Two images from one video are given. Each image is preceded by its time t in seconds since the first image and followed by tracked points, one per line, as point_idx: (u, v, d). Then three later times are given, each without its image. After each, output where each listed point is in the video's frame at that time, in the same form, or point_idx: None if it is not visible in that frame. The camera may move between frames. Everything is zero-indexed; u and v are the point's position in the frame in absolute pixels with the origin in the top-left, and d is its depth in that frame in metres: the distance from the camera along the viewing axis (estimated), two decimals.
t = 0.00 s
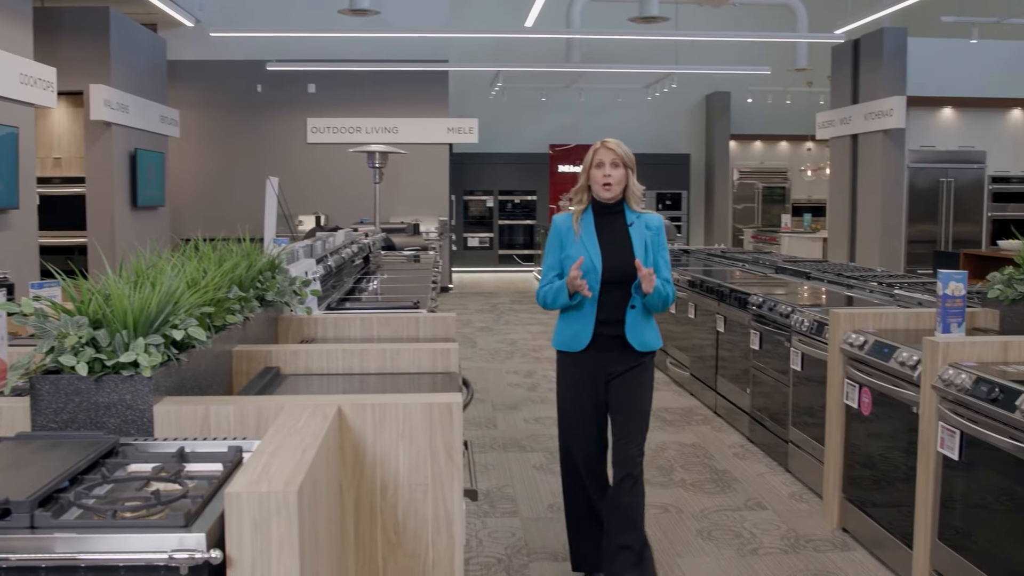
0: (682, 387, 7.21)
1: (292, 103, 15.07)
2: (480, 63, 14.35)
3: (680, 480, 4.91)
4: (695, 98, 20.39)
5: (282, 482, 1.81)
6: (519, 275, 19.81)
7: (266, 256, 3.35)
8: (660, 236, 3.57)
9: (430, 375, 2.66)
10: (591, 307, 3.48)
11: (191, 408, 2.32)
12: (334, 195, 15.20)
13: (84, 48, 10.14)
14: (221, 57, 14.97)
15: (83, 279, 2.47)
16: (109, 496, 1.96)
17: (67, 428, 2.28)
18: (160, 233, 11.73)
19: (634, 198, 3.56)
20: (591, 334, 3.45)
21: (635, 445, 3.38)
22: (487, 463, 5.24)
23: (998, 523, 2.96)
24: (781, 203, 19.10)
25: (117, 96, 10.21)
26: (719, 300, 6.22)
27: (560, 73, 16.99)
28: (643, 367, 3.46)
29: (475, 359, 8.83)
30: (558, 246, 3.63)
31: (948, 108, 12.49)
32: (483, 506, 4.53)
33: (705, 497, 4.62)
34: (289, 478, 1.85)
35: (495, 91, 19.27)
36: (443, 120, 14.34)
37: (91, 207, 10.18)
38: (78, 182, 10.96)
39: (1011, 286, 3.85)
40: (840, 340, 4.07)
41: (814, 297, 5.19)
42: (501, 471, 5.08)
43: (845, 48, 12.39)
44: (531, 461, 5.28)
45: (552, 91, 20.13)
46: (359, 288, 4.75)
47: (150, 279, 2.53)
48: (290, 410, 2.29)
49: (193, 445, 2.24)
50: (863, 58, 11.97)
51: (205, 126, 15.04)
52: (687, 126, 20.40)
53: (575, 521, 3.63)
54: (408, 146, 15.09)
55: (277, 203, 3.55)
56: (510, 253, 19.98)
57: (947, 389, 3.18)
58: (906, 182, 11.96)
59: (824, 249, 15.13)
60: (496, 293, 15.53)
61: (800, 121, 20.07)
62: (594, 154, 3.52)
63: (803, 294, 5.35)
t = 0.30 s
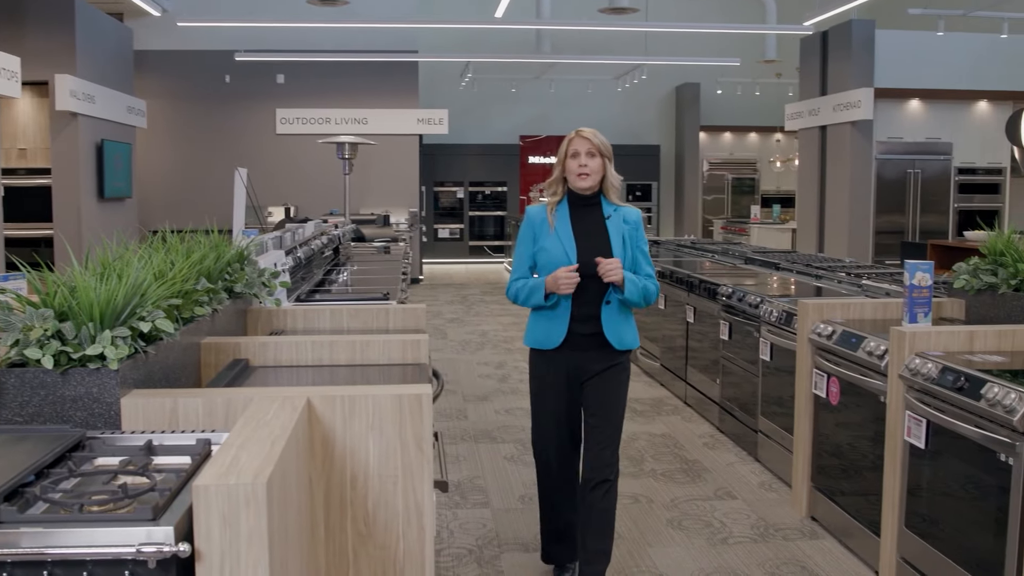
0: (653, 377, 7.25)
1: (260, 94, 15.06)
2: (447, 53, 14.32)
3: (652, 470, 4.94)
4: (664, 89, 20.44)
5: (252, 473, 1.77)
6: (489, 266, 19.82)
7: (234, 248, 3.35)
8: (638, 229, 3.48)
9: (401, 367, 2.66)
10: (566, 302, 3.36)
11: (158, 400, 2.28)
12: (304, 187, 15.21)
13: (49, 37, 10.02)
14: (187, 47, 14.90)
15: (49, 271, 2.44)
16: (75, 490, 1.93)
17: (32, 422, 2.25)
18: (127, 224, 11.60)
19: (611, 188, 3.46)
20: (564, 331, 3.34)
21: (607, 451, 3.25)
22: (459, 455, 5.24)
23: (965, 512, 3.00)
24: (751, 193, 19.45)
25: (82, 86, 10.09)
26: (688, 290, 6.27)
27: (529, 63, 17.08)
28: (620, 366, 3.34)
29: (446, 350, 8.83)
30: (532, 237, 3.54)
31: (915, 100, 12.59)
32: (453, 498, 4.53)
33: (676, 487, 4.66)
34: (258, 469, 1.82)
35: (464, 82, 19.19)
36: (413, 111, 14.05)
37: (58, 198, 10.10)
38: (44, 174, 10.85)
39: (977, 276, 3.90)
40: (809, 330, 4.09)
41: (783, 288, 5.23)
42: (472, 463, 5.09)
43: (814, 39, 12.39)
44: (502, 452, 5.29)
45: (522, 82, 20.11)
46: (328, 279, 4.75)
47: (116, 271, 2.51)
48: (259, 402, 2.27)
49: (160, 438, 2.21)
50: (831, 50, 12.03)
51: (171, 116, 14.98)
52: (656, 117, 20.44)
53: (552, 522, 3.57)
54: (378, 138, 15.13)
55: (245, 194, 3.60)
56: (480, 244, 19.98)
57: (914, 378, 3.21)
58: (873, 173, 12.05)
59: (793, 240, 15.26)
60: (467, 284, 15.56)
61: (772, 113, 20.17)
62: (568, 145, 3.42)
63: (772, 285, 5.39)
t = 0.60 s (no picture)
0: (633, 372, 7.28)
1: (238, 89, 15.00)
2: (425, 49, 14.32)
3: (632, 465, 4.95)
4: (644, 85, 20.47)
5: (230, 470, 1.74)
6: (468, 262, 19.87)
7: (212, 244, 3.34)
8: (628, 228, 3.26)
9: (380, 364, 2.66)
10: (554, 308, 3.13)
11: (137, 397, 2.26)
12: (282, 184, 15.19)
13: (25, 33, 9.94)
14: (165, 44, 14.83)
15: (25, 267, 2.42)
16: (51, 488, 1.89)
17: (8, 419, 2.22)
18: (105, 220, 11.54)
19: (600, 184, 3.27)
20: (550, 332, 3.13)
21: (598, 453, 3.17)
22: (439, 450, 5.25)
23: (944, 505, 3.02)
24: (730, 189, 19.51)
25: (60, 81, 10.02)
26: (667, 285, 6.30)
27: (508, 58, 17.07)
28: (611, 367, 3.16)
29: (426, 346, 8.83)
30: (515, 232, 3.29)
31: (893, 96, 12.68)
32: (434, 493, 4.53)
33: (656, 481, 4.67)
34: (237, 466, 1.79)
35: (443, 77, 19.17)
36: (394, 107, 14.56)
37: (35, 194, 10.04)
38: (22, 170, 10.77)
39: (954, 271, 3.93)
40: (787, 325, 4.12)
41: (762, 283, 5.25)
42: (452, 458, 5.09)
43: (792, 36, 12.43)
44: (482, 448, 5.30)
45: (501, 77, 20.10)
46: (308, 275, 4.76)
47: (94, 268, 2.49)
48: (238, 398, 2.24)
49: (138, 435, 2.18)
50: (810, 47, 12.01)
51: (149, 112, 14.92)
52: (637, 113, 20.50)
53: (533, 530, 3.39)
54: (359, 134, 15.12)
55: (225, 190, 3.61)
56: (460, 240, 20.10)
57: (891, 372, 3.24)
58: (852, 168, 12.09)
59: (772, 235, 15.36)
60: (447, 280, 15.57)
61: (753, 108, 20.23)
62: (554, 138, 3.22)
63: (751, 280, 5.42)
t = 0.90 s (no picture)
0: (612, 369, 7.31)
1: (213, 86, 14.92)
2: (401, 47, 14.33)
3: (610, 462, 4.96)
4: (622, 83, 20.51)
5: (206, 469, 1.72)
6: (448, 260, 19.87)
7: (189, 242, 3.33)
8: (609, 226, 3.19)
9: (357, 362, 2.66)
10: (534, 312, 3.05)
11: (111, 396, 2.23)
12: (259, 182, 15.14)
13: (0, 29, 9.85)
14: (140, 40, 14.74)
15: None
16: (24, 488, 1.86)
17: None
18: (80, 218, 11.46)
19: (579, 180, 3.20)
20: (531, 335, 3.04)
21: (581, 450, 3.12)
22: (417, 449, 5.24)
23: (919, 501, 3.05)
24: (708, 186, 19.63)
25: (34, 78, 9.92)
26: (645, 283, 6.32)
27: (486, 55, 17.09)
28: (591, 370, 3.08)
29: (404, 344, 8.82)
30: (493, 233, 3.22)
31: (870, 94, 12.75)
32: (412, 491, 4.53)
33: (634, 478, 4.69)
34: (214, 465, 1.77)
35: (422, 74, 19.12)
36: (371, 105, 14.66)
37: (10, 192, 9.97)
38: None
39: (929, 267, 3.96)
40: (765, 322, 4.14)
41: (739, 280, 5.28)
42: (430, 457, 5.09)
43: (769, 35, 12.46)
44: (461, 446, 5.30)
45: (480, 75, 20.11)
46: (286, 273, 4.75)
47: (68, 267, 2.46)
48: (214, 397, 2.22)
49: (113, 434, 2.15)
50: (787, 45, 12.04)
51: (124, 110, 14.84)
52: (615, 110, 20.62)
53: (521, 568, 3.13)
54: (337, 132, 15.11)
55: (202, 188, 3.60)
56: (438, 237, 20.08)
57: (867, 368, 3.26)
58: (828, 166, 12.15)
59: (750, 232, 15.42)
60: (426, 277, 15.56)
61: (730, 107, 20.32)
62: (531, 135, 3.14)
63: (729, 278, 5.44)
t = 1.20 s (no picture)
0: (596, 365, 7.33)
1: (195, 82, 14.89)
2: (384, 42, 14.34)
3: (595, 458, 4.97)
4: (606, 79, 20.53)
5: (188, 466, 1.70)
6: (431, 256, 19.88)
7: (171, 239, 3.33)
8: (592, 225, 3.14)
9: (340, 358, 2.65)
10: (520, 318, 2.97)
11: (93, 393, 2.21)
12: (240, 177, 15.12)
13: None
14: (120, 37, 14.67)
15: None
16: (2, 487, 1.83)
17: None
18: (60, 214, 11.41)
19: (560, 179, 3.13)
20: (518, 342, 2.96)
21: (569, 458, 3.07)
22: (401, 445, 5.24)
23: (900, 494, 3.06)
24: (691, 182, 19.60)
25: (15, 74, 9.82)
26: (629, 279, 6.34)
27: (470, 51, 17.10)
28: (579, 375, 3.03)
29: (387, 340, 8.81)
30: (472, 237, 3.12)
31: (852, 90, 12.80)
32: (396, 488, 4.53)
33: (618, 474, 4.70)
34: (196, 461, 1.75)
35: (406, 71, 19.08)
36: (353, 100, 14.02)
37: None
38: None
39: (911, 263, 3.99)
40: (747, 317, 4.15)
41: (722, 276, 5.30)
42: (415, 453, 5.09)
43: (752, 30, 12.47)
44: (445, 442, 5.30)
45: (463, 71, 20.14)
46: (268, 269, 4.74)
47: (48, 264, 2.44)
48: (197, 393, 2.20)
49: (96, 431, 2.12)
50: (770, 41, 12.06)
51: (104, 106, 14.74)
52: (597, 105, 20.56)
53: None
54: (318, 128, 15.11)
55: (183, 183, 3.59)
56: (422, 234, 19.94)
57: (849, 363, 3.28)
58: (811, 163, 12.20)
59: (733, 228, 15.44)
60: (409, 274, 15.55)
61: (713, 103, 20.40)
62: (510, 134, 3.06)
63: (712, 273, 5.46)
